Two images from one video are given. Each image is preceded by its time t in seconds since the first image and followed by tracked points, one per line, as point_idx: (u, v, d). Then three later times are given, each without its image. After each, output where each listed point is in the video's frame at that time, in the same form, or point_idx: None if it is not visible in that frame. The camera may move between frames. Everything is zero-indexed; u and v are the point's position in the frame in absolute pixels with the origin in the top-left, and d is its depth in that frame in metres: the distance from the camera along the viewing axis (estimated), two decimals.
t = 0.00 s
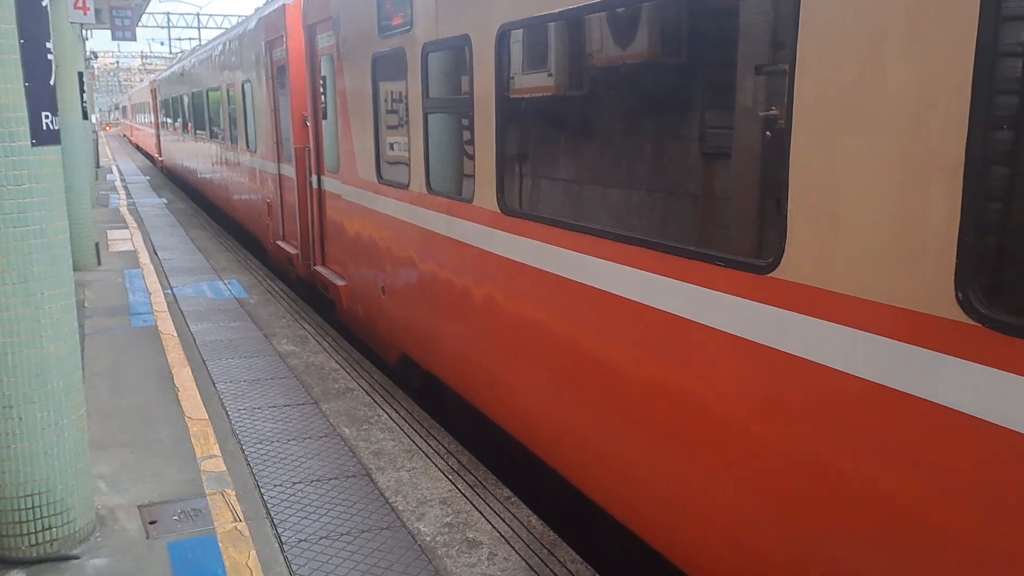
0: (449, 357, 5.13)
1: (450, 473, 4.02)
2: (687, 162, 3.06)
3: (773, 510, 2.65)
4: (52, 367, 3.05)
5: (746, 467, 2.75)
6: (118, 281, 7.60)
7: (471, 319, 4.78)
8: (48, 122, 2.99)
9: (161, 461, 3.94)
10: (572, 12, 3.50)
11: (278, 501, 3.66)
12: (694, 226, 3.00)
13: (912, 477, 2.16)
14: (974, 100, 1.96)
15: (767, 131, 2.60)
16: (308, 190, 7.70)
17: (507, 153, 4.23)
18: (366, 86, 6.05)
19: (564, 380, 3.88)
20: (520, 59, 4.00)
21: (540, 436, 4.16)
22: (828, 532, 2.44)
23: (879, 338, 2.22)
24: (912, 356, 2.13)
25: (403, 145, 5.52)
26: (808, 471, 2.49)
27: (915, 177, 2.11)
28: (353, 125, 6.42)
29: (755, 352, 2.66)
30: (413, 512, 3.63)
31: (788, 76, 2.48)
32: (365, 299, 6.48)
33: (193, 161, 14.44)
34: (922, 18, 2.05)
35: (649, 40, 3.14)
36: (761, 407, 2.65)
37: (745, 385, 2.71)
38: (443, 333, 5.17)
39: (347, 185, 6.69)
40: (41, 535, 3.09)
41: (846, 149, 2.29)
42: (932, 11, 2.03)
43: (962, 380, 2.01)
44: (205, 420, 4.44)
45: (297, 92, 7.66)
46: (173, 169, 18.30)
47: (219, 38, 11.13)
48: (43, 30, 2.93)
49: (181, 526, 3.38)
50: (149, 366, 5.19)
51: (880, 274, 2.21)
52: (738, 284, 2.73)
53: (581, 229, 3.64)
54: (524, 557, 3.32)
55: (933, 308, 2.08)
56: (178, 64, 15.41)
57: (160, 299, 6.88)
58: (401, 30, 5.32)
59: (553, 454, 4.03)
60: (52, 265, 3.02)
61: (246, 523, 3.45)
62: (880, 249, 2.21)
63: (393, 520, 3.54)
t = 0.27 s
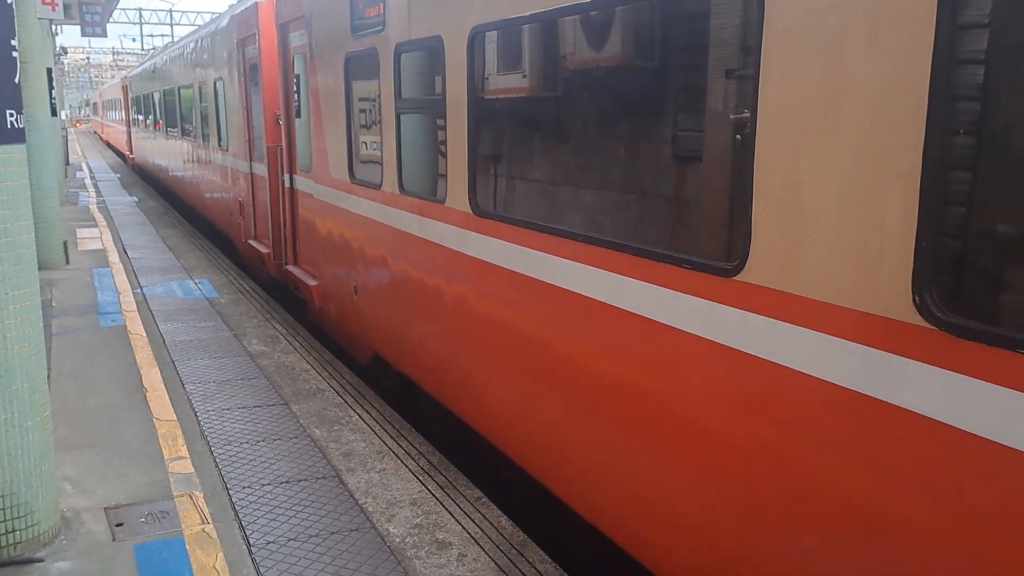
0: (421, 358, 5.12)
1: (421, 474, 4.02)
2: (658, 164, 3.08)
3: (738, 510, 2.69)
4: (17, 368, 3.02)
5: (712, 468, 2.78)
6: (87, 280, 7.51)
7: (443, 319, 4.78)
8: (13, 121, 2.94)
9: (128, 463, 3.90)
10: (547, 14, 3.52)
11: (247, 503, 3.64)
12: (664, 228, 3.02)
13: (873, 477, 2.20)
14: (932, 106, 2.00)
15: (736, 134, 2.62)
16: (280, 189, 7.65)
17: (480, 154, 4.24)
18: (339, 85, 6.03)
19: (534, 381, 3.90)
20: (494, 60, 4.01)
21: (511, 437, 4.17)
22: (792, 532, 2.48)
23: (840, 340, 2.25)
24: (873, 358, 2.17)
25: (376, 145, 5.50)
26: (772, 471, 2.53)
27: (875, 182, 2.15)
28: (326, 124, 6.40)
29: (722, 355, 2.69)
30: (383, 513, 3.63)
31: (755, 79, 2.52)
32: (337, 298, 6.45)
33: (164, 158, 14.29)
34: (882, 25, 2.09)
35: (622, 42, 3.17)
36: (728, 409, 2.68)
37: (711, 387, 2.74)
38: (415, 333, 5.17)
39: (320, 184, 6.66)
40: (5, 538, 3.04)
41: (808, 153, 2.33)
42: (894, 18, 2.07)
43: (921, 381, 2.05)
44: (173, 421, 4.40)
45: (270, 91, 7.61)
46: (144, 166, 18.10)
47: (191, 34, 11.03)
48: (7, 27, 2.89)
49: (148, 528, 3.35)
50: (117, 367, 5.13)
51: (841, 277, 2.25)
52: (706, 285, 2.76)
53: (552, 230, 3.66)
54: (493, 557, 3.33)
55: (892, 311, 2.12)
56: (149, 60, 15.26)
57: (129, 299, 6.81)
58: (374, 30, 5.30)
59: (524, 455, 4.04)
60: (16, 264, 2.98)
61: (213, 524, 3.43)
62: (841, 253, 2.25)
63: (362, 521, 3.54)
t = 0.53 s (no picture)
0: (415, 360, 5.13)
1: (414, 476, 4.02)
2: (652, 168, 3.09)
3: (732, 514, 2.71)
4: (9, 371, 3.01)
5: (705, 471, 2.80)
6: (79, 282, 7.49)
7: (436, 321, 4.79)
8: (5, 124, 2.94)
9: (120, 465, 3.90)
10: (541, 18, 3.53)
11: (240, 506, 3.64)
12: (658, 232, 3.04)
13: (864, 481, 2.22)
14: (921, 112, 2.02)
15: (729, 138, 2.63)
16: (274, 191, 7.65)
17: (474, 157, 4.25)
18: (333, 87, 6.03)
19: (527, 384, 3.91)
20: (488, 63, 4.01)
21: (504, 439, 4.18)
22: (784, 534, 2.50)
23: (830, 343, 2.27)
24: (864, 361, 2.18)
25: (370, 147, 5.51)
26: (765, 475, 2.55)
27: (864, 188, 2.17)
28: (320, 126, 6.40)
29: (714, 358, 2.70)
30: (376, 516, 3.63)
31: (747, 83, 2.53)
32: (331, 301, 6.45)
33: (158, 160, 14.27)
34: (871, 31, 2.11)
35: (616, 46, 3.18)
36: (721, 412, 2.70)
37: (704, 390, 2.76)
38: (409, 336, 5.18)
39: (314, 186, 6.66)
40: None
41: (799, 158, 2.35)
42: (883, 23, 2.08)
43: (911, 385, 2.06)
44: (166, 423, 4.40)
45: (264, 92, 7.61)
46: (137, 167, 18.06)
47: (184, 36, 11.01)
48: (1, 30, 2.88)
49: (140, 531, 3.35)
50: (110, 369, 5.13)
51: (832, 282, 2.27)
52: (699, 289, 2.77)
53: (546, 233, 3.67)
54: (487, 560, 3.34)
55: (881, 315, 2.14)
56: (143, 61, 15.24)
57: (122, 301, 6.79)
58: (368, 33, 5.31)
59: (517, 457, 4.05)
60: (8, 267, 2.98)
61: (206, 527, 3.43)
62: (831, 258, 2.27)
63: (356, 524, 3.55)
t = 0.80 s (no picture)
0: (418, 362, 5.14)
1: (417, 479, 4.04)
2: (654, 171, 3.11)
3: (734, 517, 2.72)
4: (16, 373, 3.03)
5: (707, 474, 2.82)
6: (83, 284, 7.51)
7: (439, 323, 4.80)
8: (14, 127, 2.95)
9: (125, 467, 3.91)
10: (545, 21, 3.55)
11: (244, 508, 3.66)
12: (660, 235, 3.06)
13: (866, 484, 2.23)
14: (922, 116, 2.04)
15: (733, 141, 2.64)
16: (276, 193, 7.67)
17: (477, 159, 4.27)
18: (336, 90, 6.05)
19: (530, 386, 3.92)
20: (491, 66, 4.03)
21: (507, 441, 4.20)
22: (786, 537, 2.51)
23: (832, 347, 2.29)
24: (866, 365, 2.20)
25: (373, 149, 5.53)
26: (767, 478, 2.56)
27: (867, 192, 2.19)
28: (323, 129, 6.42)
29: (717, 362, 2.72)
30: (380, 518, 3.65)
31: (749, 86, 2.55)
32: (334, 303, 6.47)
33: (160, 162, 14.32)
34: (873, 36, 2.13)
35: (619, 49, 3.20)
36: (723, 416, 2.72)
37: (707, 394, 2.77)
38: (412, 338, 5.19)
39: (317, 188, 6.68)
40: (3, 541, 3.06)
41: (801, 162, 2.37)
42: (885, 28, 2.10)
43: (913, 389, 2.08)
44: (171, 425, 4.42)
45: (267, 95, 7.63)
46: (140, 169, 18.10)
47: (188, 38, 11.04)
48: (9, 33, 2.90)
49: (146, 532, 3.37)
50: (114, 371, 5.14)
51: (834, 286, 2.28)
52: (702, 292, 2.79)
53: (549, 237, 3.69)
54: (490, 562, 3.36)
55: (883, 318, 2.16)
56: (146, 64, 15.28)
57: (126, 302, 6.82)
58: (372, 36, 5.33)
59: (520, 459, 4.07)
60: (16, 270, 2.99)
61: (211, 528, 3.45)
62: (833, 262, 2.29)
63: (360, 526, 3.56)
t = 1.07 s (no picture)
0: (428, 364, 5.19)
1: (430, 480, 4.08)
2: (662, 176, 3.16)
3: (745, 520, 2.76)
4: (39, 374, 3.08)
5: (719, 478, 2.85)
6: (96, 286, 7.58)
7: (450, 327, 4.85)
8: (37, 132, 2.98)
9: (143, 468, 3.97)
10: (553, 28, 3.61)
11: (260, 508, 3.71)
12: (670, 240, 3.10)
13: (876, 488, 2.27)
14: (936, 125, 2.08)
15: (741, 147, 2.72)
16: (288, 197, 7.74)
17: (488, 164, 4.32)
18: (349, 95, 6.11)
19: (541, 390, 3.96)
20: (501, 72, 4.09)
21: (518, 444, 4.24)
22: (797, 540, 2.55)
23: (844, 352, 2.33)
24: (876, 369, 2.24)
25: (385, 154, 5.59)
26: (779, 482, 2.60)
27: (881, 200, 2.23)
28: (335, 134, 6.48)
29: (728, 367, 2.76)
30: (394, 520, 3.69)
31: (762, 94, 2.60)
32: (345, 306, 6.52)
33: (171, 166, 14.41)
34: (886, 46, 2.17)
35: (627, 57, 3.25)
36: (735, 420, 2.75)
37: (719, 398, 2.81)
38: (423, 341, 5.24)
39: (328, 193, 6.75)
40: (25, 540, 3.11)
41: (814, 169, 2.41)
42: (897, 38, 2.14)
43: (924, 393, 2.12)
44: (186, 426, 4.47)
45: (279, 100, 7.70)
46: (150, 173, 18.21)
47: (200, 43, 11.14)
48: (35, 41, 2.96)
49: (164, 532, 3.42)
50: (129, 373, 5.20)
51: (848, 291, 2.32)
52: (713, 297, 2.83)
53: (559, 241, 3.73)
54: (504, 563, 3.40)
55: (894, 324, 2.20)
56: (157, 68, 15.37)
57: (139, 305, 6.88)
58: (385, 42, 5.39)
59: (532, 462, 4.11)
60: (39, 273, 3.04)
61: (228, 528, 3.50)
62: (847, 268, 2.33)
63: (374, 527, 3.60)
